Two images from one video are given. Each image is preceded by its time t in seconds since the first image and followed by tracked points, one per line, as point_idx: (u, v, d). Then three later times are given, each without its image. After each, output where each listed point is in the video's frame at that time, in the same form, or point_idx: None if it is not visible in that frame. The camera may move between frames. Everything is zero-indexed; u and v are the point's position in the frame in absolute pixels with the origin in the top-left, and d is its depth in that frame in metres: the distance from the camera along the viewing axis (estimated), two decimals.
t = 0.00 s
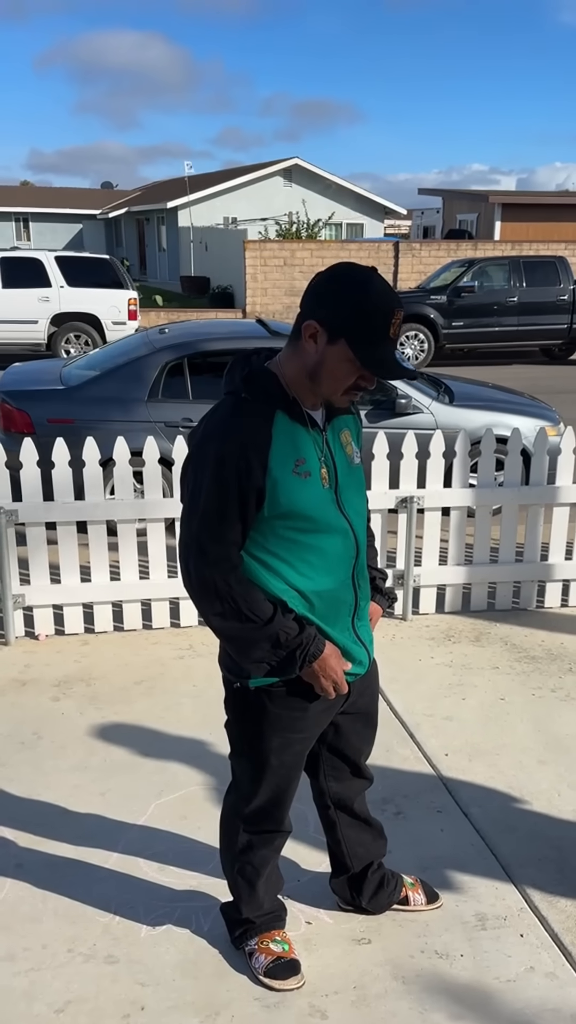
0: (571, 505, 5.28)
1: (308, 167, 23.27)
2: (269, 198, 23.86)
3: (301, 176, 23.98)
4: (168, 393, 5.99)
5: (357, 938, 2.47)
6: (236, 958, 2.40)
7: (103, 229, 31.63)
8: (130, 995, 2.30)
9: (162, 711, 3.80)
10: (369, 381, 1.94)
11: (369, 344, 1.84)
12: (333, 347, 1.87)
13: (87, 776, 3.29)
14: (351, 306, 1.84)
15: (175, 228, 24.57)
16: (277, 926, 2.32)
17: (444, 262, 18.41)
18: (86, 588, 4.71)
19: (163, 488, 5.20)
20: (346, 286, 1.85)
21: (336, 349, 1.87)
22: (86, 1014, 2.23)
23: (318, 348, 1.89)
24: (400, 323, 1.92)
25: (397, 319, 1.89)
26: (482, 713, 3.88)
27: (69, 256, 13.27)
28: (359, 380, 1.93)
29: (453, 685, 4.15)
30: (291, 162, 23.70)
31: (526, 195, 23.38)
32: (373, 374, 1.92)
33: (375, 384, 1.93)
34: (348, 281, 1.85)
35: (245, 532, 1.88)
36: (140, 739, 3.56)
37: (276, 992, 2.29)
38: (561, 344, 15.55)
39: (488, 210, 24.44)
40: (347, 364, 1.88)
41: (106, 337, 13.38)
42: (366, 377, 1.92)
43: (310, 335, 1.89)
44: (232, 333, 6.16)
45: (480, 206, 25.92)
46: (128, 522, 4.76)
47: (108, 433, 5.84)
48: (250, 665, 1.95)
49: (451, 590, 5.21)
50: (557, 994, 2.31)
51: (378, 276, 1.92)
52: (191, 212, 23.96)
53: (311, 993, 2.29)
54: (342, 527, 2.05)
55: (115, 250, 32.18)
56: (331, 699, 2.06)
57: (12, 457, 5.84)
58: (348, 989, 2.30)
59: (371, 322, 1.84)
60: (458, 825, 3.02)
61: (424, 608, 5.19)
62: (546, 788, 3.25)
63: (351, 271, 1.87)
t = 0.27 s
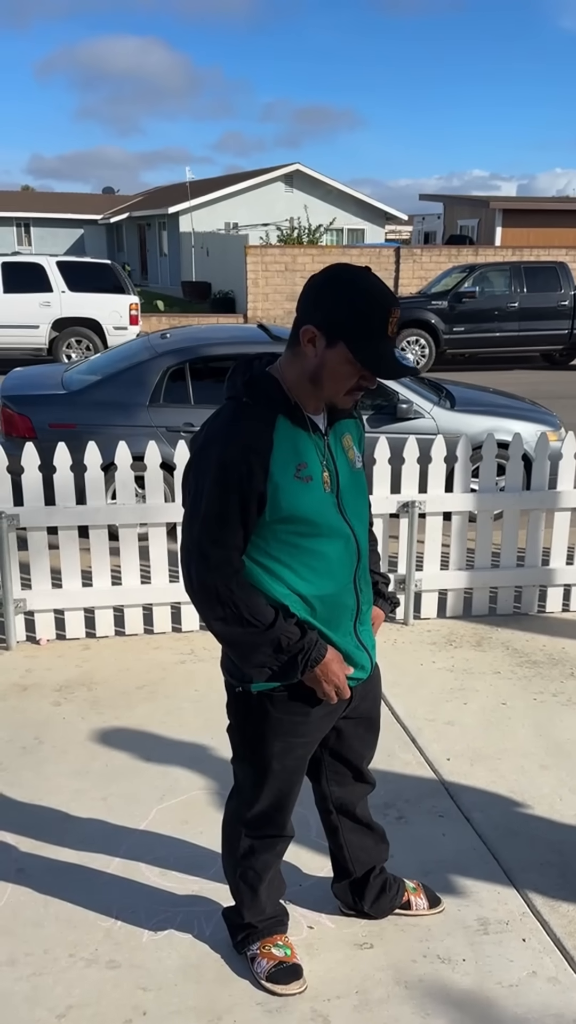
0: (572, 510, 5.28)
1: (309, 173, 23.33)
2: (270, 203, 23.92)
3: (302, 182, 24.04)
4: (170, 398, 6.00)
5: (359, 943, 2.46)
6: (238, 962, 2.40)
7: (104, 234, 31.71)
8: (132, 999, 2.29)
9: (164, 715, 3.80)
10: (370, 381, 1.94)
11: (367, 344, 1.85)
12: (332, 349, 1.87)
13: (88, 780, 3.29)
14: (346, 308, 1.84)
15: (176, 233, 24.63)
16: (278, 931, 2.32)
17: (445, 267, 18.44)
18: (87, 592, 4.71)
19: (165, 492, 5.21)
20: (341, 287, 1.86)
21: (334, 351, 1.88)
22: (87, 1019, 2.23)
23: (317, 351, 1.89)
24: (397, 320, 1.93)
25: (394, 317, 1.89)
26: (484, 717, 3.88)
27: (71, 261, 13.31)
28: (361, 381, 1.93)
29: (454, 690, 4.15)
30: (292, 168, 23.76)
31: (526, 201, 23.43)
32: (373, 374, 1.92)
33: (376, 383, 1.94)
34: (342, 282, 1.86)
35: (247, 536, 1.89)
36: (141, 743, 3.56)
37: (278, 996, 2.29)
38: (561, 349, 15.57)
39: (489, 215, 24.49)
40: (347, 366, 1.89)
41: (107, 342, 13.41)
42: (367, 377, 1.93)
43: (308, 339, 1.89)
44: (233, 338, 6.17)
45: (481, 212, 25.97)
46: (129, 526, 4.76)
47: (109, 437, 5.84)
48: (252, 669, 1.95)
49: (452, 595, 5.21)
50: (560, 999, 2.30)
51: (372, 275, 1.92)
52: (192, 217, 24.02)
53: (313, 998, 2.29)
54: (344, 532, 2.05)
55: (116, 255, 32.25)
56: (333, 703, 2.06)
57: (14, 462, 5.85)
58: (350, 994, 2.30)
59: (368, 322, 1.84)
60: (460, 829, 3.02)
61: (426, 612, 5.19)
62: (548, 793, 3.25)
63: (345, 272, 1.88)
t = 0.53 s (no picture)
0: (570, 511, 5.29)
1: (308, 174, 23.34)
2: (270, 204, 23.93)
3: (301, 182, 24.05)
4: (168, 398, 6.01)
5: (355, 944, 2.47)
6: (235, 963, 2.40)
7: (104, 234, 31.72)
8: (128, 999, 2.30)
9: (162, 716, 3.80)
10: (363, 379, 1.94)
11: (358, 341, 1.85)
12: (323, 349, 1.88)
13: (86, 780, 3.30)
14: (336, 307, 1.85)
15: (175, 233, 24.64)
16: (275, 932, 2.32)
17: (444, 268, 18.45)
18: (85, 593, 4.71)
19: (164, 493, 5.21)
20: (330, 287, 1.86)
21: (326, 350, 1.88)
22: (83, 1019, 2.23)
23: (308, 352, 1.90)
24: (388, 318, 1.93)
25: (385, 314, 1.89)
26: (481, 718, 3.88)
27: (70, 261, 13.31)
28: (354, 380, 1.93)
29: (452, 691, 4.16)
30: (292, 168, 23.77)
31: (526, 202, 23.44)
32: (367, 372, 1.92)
33: (370, 381, 1.93)
34: (331, 282, 1.87)
35: (242, 538, 1.89)
36: (139, 744, 3.56)
37: (274, 997, 2.29)
38: (561, 350, 15.58)
39: (488, 216, 24.51)
40: (339, 365, 1.89)
41: (106, 342, 13.42)
42: (359, 376, 1.93)
43: (299, 340, 1.90)
44: (232, 339, 6.17)
45: (480, 213, 25.98)
46: (127, 527, 4.76)
47: (108, 438, 5.85)
48: (248, 670, 1.95)
49: (450, 596, 5.21)
50: (556, 999, 2.31)
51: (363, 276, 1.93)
52: (192, 218, 24.04)
53: (309, 998, 2.29)
54: (339, 533, 2.06)
55: (116, 256, 32.26)
56: (329, 704, 2.06)
57: (12, 462, 5.85)
58: (346, 994, 2.30)
59: (358, 320, 1.84)
60: (457, 830, 3.02)
61: (424, 613, 5.19)
62: (545, 793, 3.25)
63: (334, 272, 1.89)
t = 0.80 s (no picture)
0: (570, 509, 5.29)
1: (308, 171, 23.31)
2: (270, 201, 23.90)
3: (301, 179, 24.02)
4: (168, 395, 6.00)
5: (354, 940, 2.47)
6: (233, 959, 2.40)
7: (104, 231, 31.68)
8: (127, 995, 2.30)
9: (161, 713, 3.80)
10: (360, 373, 1.94)
11: (353, 336, 1.85)
12: (319, 343, 1.88)
13: (85, 777, 3.29)
14: (331, 301, 1.85)
15: (175, 230, 24.61)
16: (274, 928, 2.32)
17: (444, 265, 18.44)
18: (84, 589, 4.71)
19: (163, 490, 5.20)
20: (325, 281, 1.86)
21: (321, 345, 1.88)
22: (82, 1015, 2.23)
23: (304, 346, 1.90)
24: (385, 311, 1.93)
25: (380, 308, 1.89)
26: (481, 715, 3.88)
27: (70, 258, 13.30)
28: (350, 374, 1.93)
29: (451, 688, 4.16)
30: (292, 165, 23.74)
31: (526, 199, 23.42)
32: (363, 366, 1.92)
33: (366, 375, 1.93)
34: (326, 276, 1.86)
35: (241, 534, 1.89)
36: (138, 740, 3.56)
37: (273, 993, 2.29)
38: (561, 348, 15.57)
39: (488, 214, 24.49)
40: (334, 359, 1.89)
41: (106, 339, 13.41)
42: (356, 370, 1.93)
43: (295, 334, 1.90)
44: (231, 335, 6.17)
45: (481, 211, 25.96)
46: (127, 523, 4.76)
47: (107, 434, 5.84)
48: (247, 666, 1.95)
49: (450, 593, 5.21)
50: (554, 996, 2.31)
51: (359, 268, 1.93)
52: (192, 215, 24.01)
53: (308, 995, 2.29)
54: (338, 528, 2.05)
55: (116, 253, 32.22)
56: (329, 700, 2.06)
57: (12, 459, 5.85)
58: (345, 991, 2.30)
59: (353, 314, 1.84)
60: (456, 827, 3.02)
61: (423, 611, 5.19)
62: (545, 791, 3.25)
63: (329, 266, 1.88)
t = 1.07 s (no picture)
0: (570, 504, 5.28)
1: (309, 164, 23.25)
2: (270, 195, 23.85)
3: (302, 173, 23.95)
4: (168, 389, 5.99)
5: (354, 934, 2.47)
6: (234, 952, 2.40)
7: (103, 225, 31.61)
8: (128, 989, 2.30)
9: (161, 707, 3.80)
10: (360, 365, 1.93)
11: (352, 327, 1.84)
12: (318, 335, 1.87)
13: (85, 770, 3.30)
14: (330, 292, 1.84)
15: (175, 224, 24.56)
16: (274, 921, 2.32)
17: (445, 260, 18.41)
18: (84, 583, 4.70)
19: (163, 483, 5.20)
20: (325, 273, 1.86)
21: (321, 336, 1.87)
22: (83, 1008, 2.24)
23: (303, 338, 1.89)
24: (384, 303, 1.92)
25: (380, 300, 1.89)
26: (481, 710, 3.88)
27: (70, 251, 13.27)
28: (350, 366, 1.92)
29: (452, 683, 4.16)
30: (293, 159, 23.69)
31: (527, 194, 23.36)
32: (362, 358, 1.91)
33: (366, 367, 1.92)
34: (326, 268, 1.86)
35: (243, 528, 1.88)
36: (138, 734, 3.56)
37: (274, 986, 2.29)
38: (561, 343, 15.56)
39: (489, 209, 24.45)
40: (334, 350, 1.87)
41: (105, 333, 13.39)
42: (355, 362, 1.91)
43: (295, 327, 1.89)
44: (232, 329, 6.15)
45: (481, 205, 25.91)
46: (127, 517, 4.75)
47: (107, 428, 5.83)
48: (249, 661, 1.94)
49: (449, 588, 5.21)
50: (555, 990, 2.31)
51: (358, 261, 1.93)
52: (192, 208, 23.95)
53: (309, 988, 2.29)
54: (340, 522, 2.05)
55: (115, 246, 32.15)
56: (331, 694, 2.06)
57: (11, 452, 5.84)
58: (345, 985, 2.31)
59: (352, 305, 1.84)
60: (456, 822, 3.03)
61: (423, 606, 5.19)
62: (545, 786, 3.26)
63: (329, 258, 1.88)
